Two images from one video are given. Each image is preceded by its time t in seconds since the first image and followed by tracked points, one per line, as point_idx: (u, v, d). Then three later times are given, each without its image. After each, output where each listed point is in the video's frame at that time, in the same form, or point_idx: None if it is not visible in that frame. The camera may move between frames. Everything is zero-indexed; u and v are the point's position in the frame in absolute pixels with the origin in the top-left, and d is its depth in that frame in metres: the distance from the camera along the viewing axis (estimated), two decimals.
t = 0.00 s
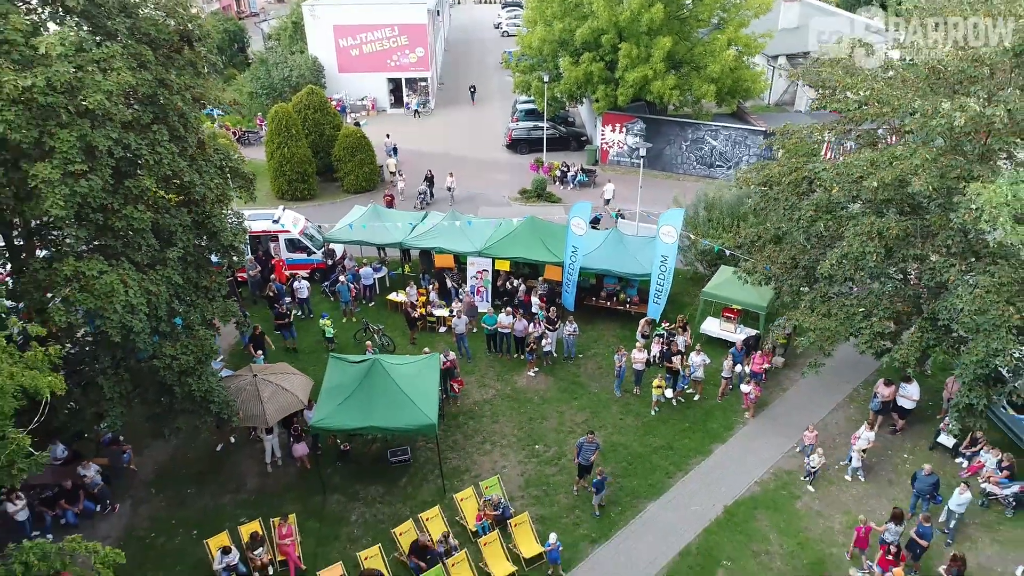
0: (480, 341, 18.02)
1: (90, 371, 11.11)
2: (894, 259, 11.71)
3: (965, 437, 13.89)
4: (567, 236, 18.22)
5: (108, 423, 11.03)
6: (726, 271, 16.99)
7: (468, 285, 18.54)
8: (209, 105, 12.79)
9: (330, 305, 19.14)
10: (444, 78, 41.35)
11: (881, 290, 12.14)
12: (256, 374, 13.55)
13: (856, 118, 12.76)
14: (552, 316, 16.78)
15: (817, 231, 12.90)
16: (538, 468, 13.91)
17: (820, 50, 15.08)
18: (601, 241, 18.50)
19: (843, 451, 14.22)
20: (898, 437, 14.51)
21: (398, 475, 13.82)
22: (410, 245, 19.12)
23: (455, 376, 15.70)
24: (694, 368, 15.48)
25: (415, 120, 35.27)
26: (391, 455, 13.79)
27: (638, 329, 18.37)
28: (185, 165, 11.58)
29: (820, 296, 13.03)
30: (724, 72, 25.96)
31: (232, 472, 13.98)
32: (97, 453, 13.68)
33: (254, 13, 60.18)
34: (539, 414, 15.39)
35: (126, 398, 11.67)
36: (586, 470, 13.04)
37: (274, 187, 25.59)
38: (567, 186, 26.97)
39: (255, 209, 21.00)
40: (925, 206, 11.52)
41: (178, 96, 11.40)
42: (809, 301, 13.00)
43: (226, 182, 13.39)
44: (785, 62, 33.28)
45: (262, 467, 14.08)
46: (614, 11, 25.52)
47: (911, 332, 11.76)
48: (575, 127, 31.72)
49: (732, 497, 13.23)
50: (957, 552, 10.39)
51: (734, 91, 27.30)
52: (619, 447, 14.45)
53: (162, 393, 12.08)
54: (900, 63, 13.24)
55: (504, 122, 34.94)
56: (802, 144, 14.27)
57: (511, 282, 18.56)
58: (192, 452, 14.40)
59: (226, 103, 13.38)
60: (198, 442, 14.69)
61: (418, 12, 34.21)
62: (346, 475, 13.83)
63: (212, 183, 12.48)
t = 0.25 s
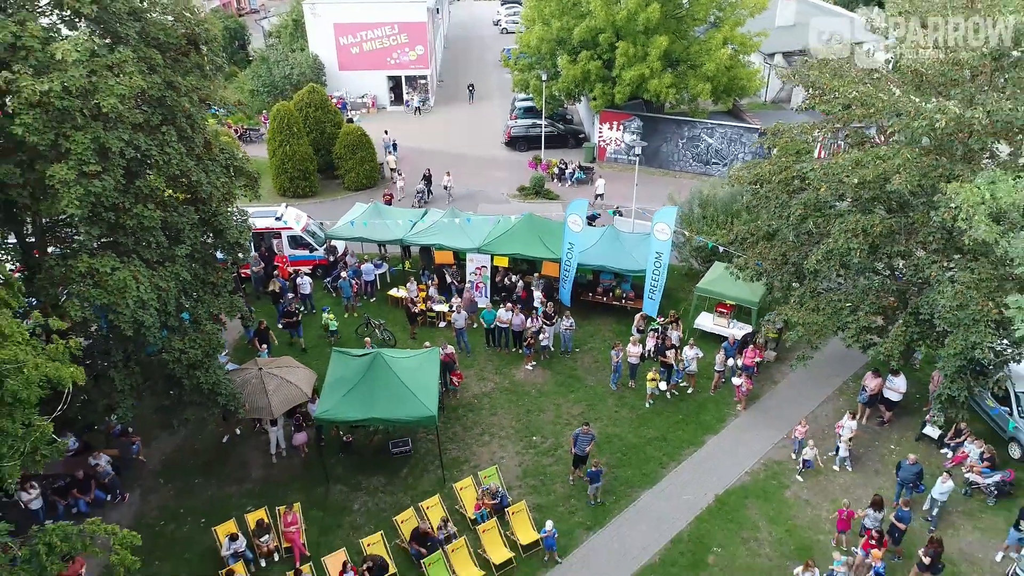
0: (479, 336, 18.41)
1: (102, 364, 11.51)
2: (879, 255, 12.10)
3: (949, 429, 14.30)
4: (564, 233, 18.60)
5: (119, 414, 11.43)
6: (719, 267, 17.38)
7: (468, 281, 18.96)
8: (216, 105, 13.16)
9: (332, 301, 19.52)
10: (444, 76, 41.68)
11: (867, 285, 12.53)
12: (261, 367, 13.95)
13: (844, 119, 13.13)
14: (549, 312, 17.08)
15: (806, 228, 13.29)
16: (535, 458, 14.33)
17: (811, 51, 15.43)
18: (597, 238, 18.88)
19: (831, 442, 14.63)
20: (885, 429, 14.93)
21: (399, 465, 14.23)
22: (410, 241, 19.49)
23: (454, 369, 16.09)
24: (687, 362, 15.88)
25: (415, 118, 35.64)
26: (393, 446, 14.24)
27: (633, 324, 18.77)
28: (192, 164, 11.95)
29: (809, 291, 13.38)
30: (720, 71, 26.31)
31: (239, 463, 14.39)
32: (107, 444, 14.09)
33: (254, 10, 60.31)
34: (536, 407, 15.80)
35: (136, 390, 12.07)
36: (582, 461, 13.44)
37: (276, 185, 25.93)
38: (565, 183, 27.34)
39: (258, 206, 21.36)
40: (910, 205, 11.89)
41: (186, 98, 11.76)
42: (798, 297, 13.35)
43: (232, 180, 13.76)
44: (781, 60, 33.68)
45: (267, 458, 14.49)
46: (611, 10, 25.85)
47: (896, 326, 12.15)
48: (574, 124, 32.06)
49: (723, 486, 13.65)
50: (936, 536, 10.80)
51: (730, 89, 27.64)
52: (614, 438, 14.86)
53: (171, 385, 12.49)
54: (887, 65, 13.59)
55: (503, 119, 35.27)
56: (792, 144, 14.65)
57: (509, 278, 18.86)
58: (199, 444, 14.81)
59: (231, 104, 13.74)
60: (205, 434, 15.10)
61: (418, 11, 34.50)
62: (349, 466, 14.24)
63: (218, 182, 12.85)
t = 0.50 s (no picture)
0: (479, 332, 18.74)
1: (112, 359, 11.83)
2: (868, 252, 12.42)
3: (938, 422, 14.65)
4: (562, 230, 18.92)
5: (130, 407, 11.77)
6: (714, 264, 17.71)
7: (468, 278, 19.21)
8: (221, 106, 13.48)
9: (334, 297, 19.85)
10: (443, 74, 41.94)
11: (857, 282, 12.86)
12: (266, 362, 14.28)
13: (835, 119, 13.45)
14: (548, 308, 17.37)
15: (798, 226, 13.61)
16: (534, 451, 14.68)
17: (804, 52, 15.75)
18: (595, 235, 19.20)
19: (824, 435, 14.98)
20: (876, 422, 15.28)
21: (401, 458, 14.58)
22: (411, 239, 19.82)
23: (454, 364, 16.44)
24: (683, 357, 16.22)
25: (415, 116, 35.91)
26: (395, 439, 14.60)
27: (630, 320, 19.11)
28: (199, 164, 12.27)
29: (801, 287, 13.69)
30: (716, 70, 26.62)
31: (245, 455, 14.73)
32: (116, 437, 14.43)
33: (255, 7, 60.49)
34: (535, 401, 16.15)
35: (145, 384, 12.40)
36: (579, 453, 13.78)
37: (278, 183, 26.23)
38: (563, 181, 27.65)
39: (261, 204, 21.71)
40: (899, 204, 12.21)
41: (193, 100, 12.07)
42: (790, 294, 13.62)
43: (237, 179, 14.08)
44: (778, 58, 34.27)
45: (272, 450, 14.83)
46: (609, 10, 26.15)
47: (884, 322, 12.48)
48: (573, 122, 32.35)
49: (717, 478, 14.00)
50: (919, 524, 11.20)
51: (727, 88, 27.95)
52: (611, 431, 15.21)
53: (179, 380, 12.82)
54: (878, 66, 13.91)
55: (503, 118, 35.55)
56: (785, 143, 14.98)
57: (509, 274, 19.17)
58: (206, 437, 15.15)
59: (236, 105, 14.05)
60: (211, 427, 15.44)
61: (418, 9, 34.77)
62: (352, 458, 14.59)
63: (224, 181, 13.17)
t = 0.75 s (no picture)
0: (479, 327, 19.14)
1: (125, 353, 12.21)
2: (858, 249, 12.79)
3: (927, 414, 15.04)
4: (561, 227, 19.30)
5: (142, 399, 12.16)
6: (712, 261, 18.10)
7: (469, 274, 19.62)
8: (229, 107, 13.84)
9: (338, 293, 20.24)
10: (444, 71, 42.24)
11: (847, 278, 13.23)
12: (273, 356, 14.68)
13: (826, 120, 13.80)
14: (547, 303, 17.77)
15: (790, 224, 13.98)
16: (533, 442, 15.09)
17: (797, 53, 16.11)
18: (594, 232, 19.59)
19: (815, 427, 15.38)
20: (867, 414, 15.69)
21: (404, 449, 14.99)
22: (413, 236, 20.20)
23: (456, 358, 16.83)
24: (679, 351, 16.62)
25: (416, 113, 36.24)
26: (398, 431, 15.00)
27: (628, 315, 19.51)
28: (208, 164, 12.62)
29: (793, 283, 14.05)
30: (714, 68, 26.95)
31: (252, 447, 15.13)
32: (126, 429, 14.83)
33: (255, 4, 60.68)
34: (535, 394, 16.55)
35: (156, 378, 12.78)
36: (577, 444, 14.19)
37: (281, 180, 26.58)
38: (563, 178, 28.01)
39: (266, 202, 22.09)
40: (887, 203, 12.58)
41: (202, 101, 12.43)
42: (783, 290, 13.93)
43: (244, 178, 14.44)
44: (776, 56, 34.73)
45: (279, 442, 15.23)
46: (608, 9, 26.48)
47: (873, 317, 12.85)
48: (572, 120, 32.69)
49: (712, 468, 14.41)
50: (900, 508, 11.73)
51: (724, 86, 28.29)
52: (608, 423, 15.62)
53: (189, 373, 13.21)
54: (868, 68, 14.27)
55: (503, 115, 35.88)
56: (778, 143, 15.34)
57: (509, 271, 19.56)
58: (214, 429, 15.55)
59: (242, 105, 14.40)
60: (219, 420, 15.84)
61: (419, 8, 35.08)
62: (356, 449, 15.00)
63: (231, 180, 13.53)
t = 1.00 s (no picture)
0: (480, 322, 19.48)
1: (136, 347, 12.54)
2: (850, 247, 13.12)
3: (918, 408, 15.37)
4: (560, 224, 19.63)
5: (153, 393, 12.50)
6: (707, 258, 18.44)
7: (470, 270, 19.95)
8: (235, 108, 14.16)
9: (341, 289, 20.57)
10: (444, 69, 42.51)
11: (839, 275, 13.57)
12: (279, 351, 15.02)
13: (819, 120, 14.12)
14: (547, 299, 18.09)
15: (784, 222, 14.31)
16: (533, 435, 15.45)
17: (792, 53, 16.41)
18: (593, 229, 19.91)
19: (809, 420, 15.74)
20: (859, 408, 16.04)
21: (407, 442, 15.34)
22: (415, 233, 20.52)
23: (457, 353, 17.17)
24: (676, 346, 16.97)
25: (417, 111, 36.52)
26: (401, 424, 15.34)
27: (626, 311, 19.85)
28: (216, 163, 12.94)
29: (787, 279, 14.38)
30: (712, 67, 27.24)
31: (258, 439, 15.49)
32: (136, 422, 15.17)
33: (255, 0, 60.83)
34: (535, 388, 16.90)
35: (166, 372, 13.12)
36: (576, 437, 14.54)
37: (284, 178, 26.89)
38: (562, 176, 28.32)
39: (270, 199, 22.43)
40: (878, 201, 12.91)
41: (211, 102, 12.74)
42: (778, 286, 14.27)
43: (251, 177, 14.76)
44: (774, 55, 35.17)
45: (285, 435, 15.59)
46: (607, 8, 26.76)
47: (865, 312, 13.19)
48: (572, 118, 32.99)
49: (707, 460, 14.78)
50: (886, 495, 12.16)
51: (722, 85, 28.59)
52: (607, 417, 15.97)
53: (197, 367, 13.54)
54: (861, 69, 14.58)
55: (503, 113, 36.17)
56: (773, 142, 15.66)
57: (509, 267, 19.89)
58: (221, 422, 15.91)
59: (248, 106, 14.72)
60: (226, 413, 16.19)
61: (420, 6, 35.34)
62: (360, 442, 15.36)
63: (238, 179, 13.85)
